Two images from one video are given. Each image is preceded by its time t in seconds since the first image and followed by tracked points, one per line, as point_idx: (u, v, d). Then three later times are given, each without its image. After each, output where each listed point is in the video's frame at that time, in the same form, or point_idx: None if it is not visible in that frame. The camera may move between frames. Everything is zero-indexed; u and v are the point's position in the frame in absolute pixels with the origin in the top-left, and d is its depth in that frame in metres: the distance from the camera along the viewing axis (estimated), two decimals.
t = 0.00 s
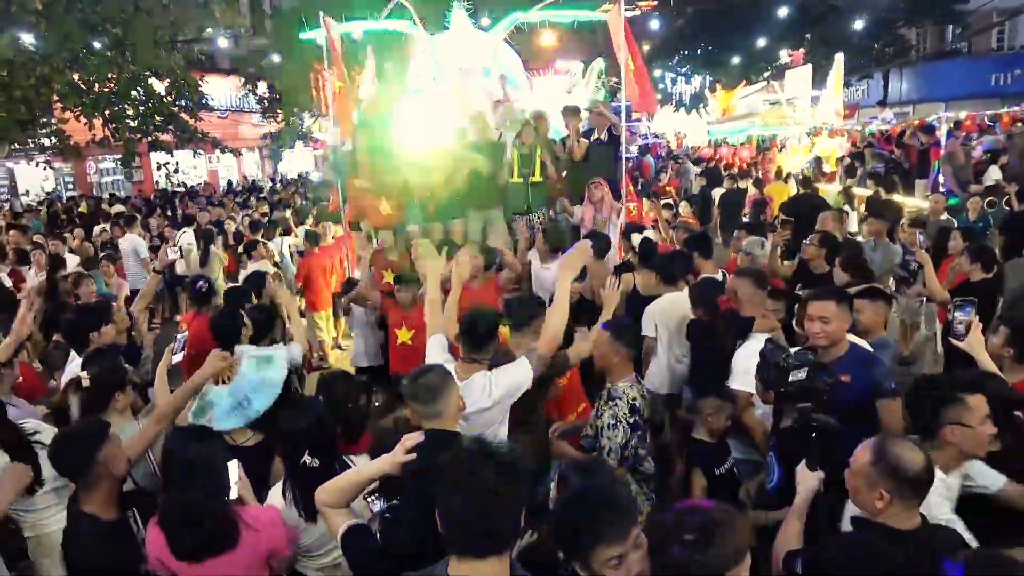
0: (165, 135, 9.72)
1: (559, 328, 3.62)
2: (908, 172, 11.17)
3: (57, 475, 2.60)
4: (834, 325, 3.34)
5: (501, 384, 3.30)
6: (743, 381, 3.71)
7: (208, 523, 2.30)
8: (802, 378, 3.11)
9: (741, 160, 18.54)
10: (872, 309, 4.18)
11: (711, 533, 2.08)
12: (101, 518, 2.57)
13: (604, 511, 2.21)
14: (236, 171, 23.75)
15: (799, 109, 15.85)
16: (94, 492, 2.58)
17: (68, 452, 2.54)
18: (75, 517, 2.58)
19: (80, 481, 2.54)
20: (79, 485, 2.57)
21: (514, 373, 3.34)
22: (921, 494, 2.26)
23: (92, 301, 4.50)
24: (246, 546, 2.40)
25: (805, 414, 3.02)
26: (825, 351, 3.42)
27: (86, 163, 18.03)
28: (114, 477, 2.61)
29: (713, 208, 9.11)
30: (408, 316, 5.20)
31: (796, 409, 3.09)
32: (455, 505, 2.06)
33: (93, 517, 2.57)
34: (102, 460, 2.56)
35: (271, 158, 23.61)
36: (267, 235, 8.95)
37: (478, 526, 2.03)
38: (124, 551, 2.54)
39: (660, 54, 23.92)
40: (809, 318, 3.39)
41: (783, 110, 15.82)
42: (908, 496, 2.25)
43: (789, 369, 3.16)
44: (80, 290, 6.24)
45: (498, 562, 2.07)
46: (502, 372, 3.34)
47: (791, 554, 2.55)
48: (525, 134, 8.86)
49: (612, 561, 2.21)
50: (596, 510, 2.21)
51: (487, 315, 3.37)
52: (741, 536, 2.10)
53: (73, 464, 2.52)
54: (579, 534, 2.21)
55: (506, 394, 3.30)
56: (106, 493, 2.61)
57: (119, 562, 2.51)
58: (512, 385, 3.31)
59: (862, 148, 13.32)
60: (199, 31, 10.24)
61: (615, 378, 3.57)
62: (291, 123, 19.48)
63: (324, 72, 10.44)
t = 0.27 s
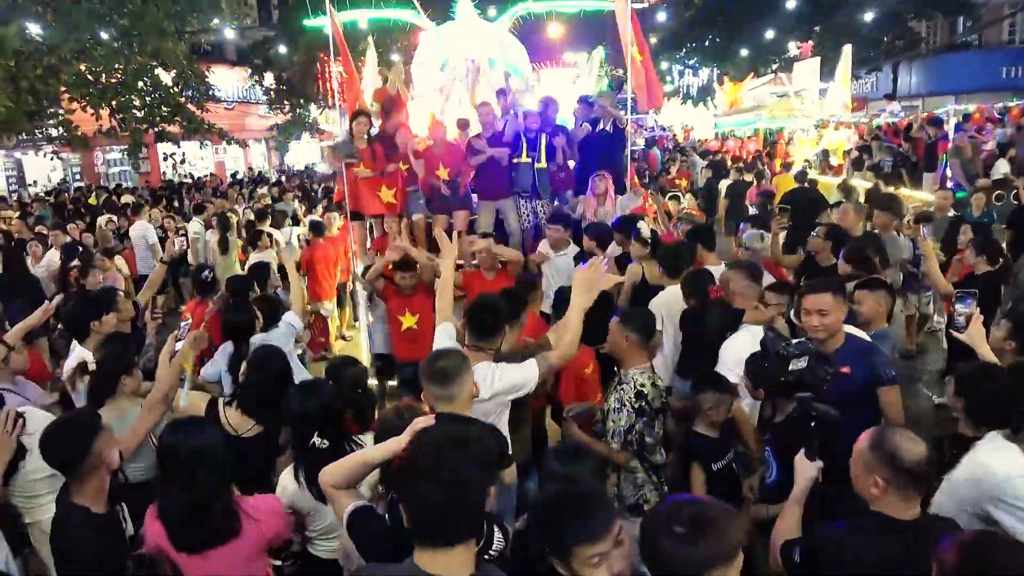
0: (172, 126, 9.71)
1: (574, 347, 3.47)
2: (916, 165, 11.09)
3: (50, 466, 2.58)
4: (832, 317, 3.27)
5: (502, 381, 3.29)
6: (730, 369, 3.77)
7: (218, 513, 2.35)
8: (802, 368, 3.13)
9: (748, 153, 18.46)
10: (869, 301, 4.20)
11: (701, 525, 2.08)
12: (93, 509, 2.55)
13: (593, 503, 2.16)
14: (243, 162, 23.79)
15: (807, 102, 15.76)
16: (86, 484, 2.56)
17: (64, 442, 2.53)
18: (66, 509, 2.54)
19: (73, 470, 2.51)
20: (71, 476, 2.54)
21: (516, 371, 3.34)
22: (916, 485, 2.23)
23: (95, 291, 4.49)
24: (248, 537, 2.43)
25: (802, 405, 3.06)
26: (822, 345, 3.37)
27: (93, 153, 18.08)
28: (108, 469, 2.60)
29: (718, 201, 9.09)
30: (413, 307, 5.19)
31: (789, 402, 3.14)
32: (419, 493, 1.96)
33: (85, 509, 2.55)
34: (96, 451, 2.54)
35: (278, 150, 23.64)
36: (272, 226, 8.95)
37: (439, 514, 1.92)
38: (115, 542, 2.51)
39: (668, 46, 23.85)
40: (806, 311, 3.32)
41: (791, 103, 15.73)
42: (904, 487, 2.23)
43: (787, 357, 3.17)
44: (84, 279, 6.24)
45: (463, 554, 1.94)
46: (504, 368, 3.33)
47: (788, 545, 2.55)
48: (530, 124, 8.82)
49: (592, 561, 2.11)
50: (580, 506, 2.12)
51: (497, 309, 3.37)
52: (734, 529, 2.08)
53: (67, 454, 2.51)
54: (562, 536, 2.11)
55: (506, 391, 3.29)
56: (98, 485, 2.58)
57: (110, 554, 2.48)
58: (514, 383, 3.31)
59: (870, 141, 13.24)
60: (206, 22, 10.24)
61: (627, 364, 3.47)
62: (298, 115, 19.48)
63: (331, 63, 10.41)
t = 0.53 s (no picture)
0: (178, 118, 9.73)
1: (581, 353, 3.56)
2: (925, 155, 11.02)
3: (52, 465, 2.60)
4: (839, 311, 3.26)
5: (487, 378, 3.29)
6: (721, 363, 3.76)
7: (223, 522, 2.35)
8: (809, 358, 3.30)
9: (755, 144, 18.39)
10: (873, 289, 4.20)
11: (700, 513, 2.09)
12: (95, 507, 2.56)
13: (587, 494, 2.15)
14: (250, 154, 23.83)
15: (815, 92, 15.66)
16: (87, 482, 2.56)
17: (63, 442, 2.54)
18: (69, 505, 2.56)
19: (74, 469, 2.53)
20: (72, 475, 2.56)
21: (505, 368, 3.32)
22: (911, 477, 2.24)
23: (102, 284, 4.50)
24: (255, 531, 2.47)
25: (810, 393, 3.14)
26: (832, 339, 3.36)
27: (101, 146, 18.15)
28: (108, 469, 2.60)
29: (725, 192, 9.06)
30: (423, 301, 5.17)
31: (793, 395, 3.21)
32: (374, 486, 1.98)
33: (89, 505, 2.55)
34: (95, 451, 2.55)
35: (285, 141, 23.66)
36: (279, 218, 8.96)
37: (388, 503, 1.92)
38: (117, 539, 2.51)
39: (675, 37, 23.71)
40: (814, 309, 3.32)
41: (799, 93, 15.64)
42: (907, 480, 2.25)
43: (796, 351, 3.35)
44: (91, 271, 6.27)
45: (408, 538, 1.95)
46: (493, 365, 3.33)
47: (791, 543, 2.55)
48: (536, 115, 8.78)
49: (581, 562, 2.11)
50: (570, 511, 2.10)
51: (499, 303, 3.37)
52: (733, 521, 2.08)
53: (69, 453, 2.52)
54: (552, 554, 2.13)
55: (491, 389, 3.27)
56: (99, 483, 2.59)
57: (113, 550, 2.49)
58: (500, 382, 3.28)
59: (878, 131, 13.15)
60: (213, 14, 10.25)
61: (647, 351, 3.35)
62: (304, 106, 19.48)
63: (336, 54, 10.39)
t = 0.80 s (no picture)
0: (184, 115, 9.75)
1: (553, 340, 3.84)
2: (930, 151, 10.97)
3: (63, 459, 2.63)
4: (862, 316, 3.27)
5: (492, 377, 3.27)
6: (706, 358, 3.75)
7: (230, 528, 2.38)
8: (818, 355, 3.23)
9: (760, 141, 18.34)
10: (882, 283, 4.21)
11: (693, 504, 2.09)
12: (98, 508, 2.58)
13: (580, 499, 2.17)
14: (255, 151, 23.86)
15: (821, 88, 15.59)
16: (91, 482, 2.58)
17: (73, 439, 2.56)
18: (75, 506, 2.59)
19: (79, 468, 2.55)
20: (79, 472, 2.58)
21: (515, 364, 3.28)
22: (911, 473, 2.36)
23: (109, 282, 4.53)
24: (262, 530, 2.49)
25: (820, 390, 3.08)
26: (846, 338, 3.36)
27: (106, 143, 18.20)
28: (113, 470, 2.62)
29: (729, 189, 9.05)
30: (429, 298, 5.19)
31: (803, 392, 3.19)
32: (332, 479, 1.98)
33: (93, 506, 2.57)
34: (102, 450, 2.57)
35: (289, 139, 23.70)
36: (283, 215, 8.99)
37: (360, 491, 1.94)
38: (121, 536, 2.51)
39: (680, 33, 23.65)
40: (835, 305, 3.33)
41: (804, 90, 15.59)
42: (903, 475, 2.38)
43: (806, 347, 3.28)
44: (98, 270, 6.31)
45: (373, 528, 1.95)
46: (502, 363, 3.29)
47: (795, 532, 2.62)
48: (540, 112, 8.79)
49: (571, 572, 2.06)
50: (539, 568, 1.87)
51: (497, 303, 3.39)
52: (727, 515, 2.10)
53: (76, 449, 2.55)
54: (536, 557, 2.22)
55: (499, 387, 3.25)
56: (102, 483, 2.60)
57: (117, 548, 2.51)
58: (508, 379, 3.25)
59: (884, 128, 13.11)
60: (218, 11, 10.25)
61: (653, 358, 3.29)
62: (309, 103, 19.50)
63: (341, 51, 10.39)
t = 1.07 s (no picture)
0: (188, 115, 9.78)
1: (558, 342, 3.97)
2: (933, 149, 10.94)
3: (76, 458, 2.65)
4: (878, 321, 3.16)
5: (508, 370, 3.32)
6: (686, 357, 3.62)
7: (246, 527, 2.40)
8: (827, 352, 3.28)
9: (764, 139, 18.33)
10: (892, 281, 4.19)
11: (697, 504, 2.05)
12: (107, 510, 2.59)
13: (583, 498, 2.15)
14: (259, 152, 23.94)
15: (824, 86, 15.56)
16: (100, 483, 2.60)
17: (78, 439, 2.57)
18: (84, 506, 2.61)
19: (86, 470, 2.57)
20: (89, 472, 2.60)
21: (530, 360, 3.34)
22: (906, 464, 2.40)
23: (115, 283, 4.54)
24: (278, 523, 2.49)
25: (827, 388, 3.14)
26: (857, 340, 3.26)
27: (110, 144, 18.28)
28: (121, 472, 2.62)
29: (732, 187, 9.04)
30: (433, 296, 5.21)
31: (813, 389, 3.23)
32: (314, 482, 1.96)
33: (101, 509, 2.59)
34: (110, 450, 2.57)
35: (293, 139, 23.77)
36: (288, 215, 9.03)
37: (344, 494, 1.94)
38: (130, 537, 2.55)
39: (683, 31, 23.64)
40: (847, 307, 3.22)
41: (808, 87, 15.58)
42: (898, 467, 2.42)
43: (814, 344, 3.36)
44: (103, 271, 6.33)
45: (359, 529, 1.96)
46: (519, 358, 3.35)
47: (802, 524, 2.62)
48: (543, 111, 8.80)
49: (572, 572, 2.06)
50: None
51: (509, 302, 3.44)
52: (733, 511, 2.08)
53: (84, 450, 2.56)
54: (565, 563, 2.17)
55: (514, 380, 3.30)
56: (110, 486, 2.62)
57: (127, 549, 2.53)
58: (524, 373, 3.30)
59: (888, 125, 13.09)
60: (221, 12, 10.27)
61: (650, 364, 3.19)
62: (312, 103, 19.54)
63: (345, 51, 10.42)
